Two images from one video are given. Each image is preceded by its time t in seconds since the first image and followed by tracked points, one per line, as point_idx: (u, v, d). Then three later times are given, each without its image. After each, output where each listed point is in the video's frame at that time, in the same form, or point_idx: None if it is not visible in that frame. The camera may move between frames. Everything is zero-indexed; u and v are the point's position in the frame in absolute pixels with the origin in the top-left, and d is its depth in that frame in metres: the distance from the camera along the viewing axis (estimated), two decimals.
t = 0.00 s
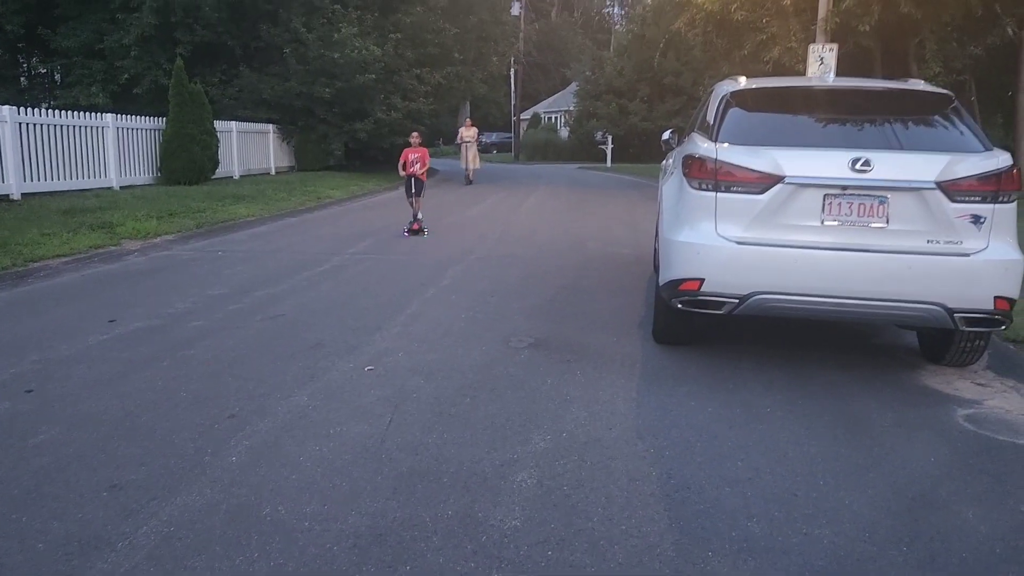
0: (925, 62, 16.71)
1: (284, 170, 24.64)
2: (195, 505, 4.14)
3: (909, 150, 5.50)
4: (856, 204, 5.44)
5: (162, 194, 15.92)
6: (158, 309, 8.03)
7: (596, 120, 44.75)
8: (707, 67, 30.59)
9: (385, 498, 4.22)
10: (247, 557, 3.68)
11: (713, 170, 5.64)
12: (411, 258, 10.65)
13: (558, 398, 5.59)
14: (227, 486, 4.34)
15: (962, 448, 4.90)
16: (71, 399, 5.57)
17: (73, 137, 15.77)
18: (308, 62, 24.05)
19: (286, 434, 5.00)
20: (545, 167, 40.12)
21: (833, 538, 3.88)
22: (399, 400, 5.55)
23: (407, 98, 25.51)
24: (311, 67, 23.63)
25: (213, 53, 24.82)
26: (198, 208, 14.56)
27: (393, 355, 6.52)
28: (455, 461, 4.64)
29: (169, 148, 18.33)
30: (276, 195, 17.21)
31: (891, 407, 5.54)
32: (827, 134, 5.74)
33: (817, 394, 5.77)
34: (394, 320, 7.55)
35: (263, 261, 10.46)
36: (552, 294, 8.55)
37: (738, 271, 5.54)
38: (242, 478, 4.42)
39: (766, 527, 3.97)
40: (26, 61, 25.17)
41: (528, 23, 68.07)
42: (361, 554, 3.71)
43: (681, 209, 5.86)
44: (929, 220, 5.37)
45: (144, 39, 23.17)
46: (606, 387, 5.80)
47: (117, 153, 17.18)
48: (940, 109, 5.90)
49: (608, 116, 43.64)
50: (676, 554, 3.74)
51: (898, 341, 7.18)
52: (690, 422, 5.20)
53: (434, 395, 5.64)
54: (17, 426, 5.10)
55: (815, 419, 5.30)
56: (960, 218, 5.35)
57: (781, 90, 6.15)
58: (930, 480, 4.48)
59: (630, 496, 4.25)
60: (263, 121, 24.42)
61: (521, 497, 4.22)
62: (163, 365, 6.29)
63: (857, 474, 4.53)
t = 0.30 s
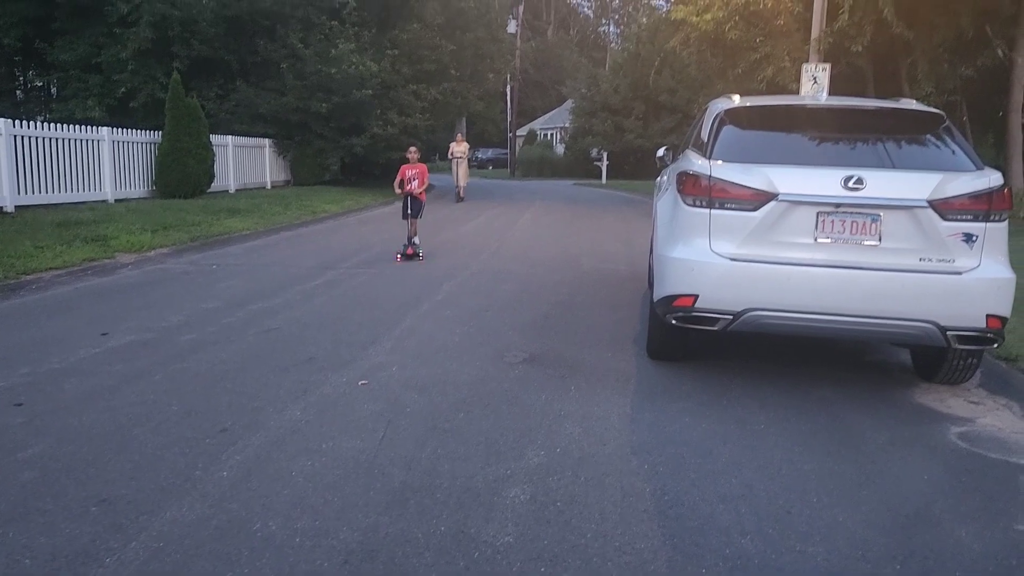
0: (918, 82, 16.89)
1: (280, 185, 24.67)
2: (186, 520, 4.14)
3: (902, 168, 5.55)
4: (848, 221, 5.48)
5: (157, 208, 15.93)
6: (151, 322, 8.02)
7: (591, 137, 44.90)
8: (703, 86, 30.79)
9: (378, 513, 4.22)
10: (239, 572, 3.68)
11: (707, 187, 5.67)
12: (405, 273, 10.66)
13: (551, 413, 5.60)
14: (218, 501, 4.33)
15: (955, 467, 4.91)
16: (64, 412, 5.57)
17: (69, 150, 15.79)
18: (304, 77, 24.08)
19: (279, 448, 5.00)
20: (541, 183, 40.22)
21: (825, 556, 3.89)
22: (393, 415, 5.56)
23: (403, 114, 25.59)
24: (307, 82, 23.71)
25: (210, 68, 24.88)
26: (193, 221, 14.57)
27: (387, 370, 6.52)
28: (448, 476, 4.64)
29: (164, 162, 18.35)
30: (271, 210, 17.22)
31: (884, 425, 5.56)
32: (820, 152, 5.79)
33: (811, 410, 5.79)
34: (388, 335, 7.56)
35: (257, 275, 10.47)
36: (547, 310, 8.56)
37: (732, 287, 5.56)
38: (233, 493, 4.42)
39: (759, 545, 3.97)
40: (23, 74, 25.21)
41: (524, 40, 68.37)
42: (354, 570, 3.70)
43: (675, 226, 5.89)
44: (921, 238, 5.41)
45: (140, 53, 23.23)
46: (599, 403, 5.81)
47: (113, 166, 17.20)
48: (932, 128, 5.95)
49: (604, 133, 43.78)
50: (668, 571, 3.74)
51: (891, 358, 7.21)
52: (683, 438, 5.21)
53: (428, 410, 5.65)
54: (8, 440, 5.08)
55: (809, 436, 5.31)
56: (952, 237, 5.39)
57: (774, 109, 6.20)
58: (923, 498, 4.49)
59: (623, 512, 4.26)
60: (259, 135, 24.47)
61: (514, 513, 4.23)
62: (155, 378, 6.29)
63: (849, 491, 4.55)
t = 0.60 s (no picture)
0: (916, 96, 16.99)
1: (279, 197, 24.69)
2: (182, 533, 4.12)
3: (900, 183, 5.55)
4: (847, 235, 5.48)
5: (157, 220, 15.95)
6: (149, 334, 8.01)
7: (590, 150, 44.99)
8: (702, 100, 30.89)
9: (376, 527, 4.20)
10: None
11: (706, 201, 5.68)
12: (404, 285, 10.65)
13: (550, 427, 5.59)
14: (215, 514, 4.31)
15: (955, 481, 4.90)
16: (61, 424, 5.55)
17: (69, 162, 15.81)
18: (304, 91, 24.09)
19: (277, 461, 4.98)
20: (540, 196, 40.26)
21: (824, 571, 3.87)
22: (391, 428, 5.54)
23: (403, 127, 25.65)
24: (307, 94, 23.69)
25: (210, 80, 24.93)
26: (192, 233, 14.58)
27: (385, 382, 6.51)
28: (447, 490, 4.62)
29: (164, 174, 18.38)
30: (270, 222, 17.23)
31: (883, 439, 5.55)
32: (818, 166, 5.80)
33: (810, 424, 5.78)
34: (386, 348, 7.55)
35: (256, 288, 10.46)
36: (545, 323, 8.55)
37: (731, 301, 5.56)
38: (230, 507, 4.40)
39: (757, 560, 3.96)
40: (24, 86, 25.27)
41: (524, 53, 68.60)
42: None
43: (674, 239, 5.89)
44: (920, 252, 5.41)
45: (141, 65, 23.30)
46: (599, 417, 5.79)
47: (113, 178, 17.22)
48: (931, 143, 5.97)
49: (603, 146, 43.85)
50: None
51: (890, 372, 7.20)
52: (683, 453, 5.19)
53: (426, 423, 5.63)
54: (5, 452, 5.07)
55: (808, 450, 5.30)
56: (951, 251, 5.39)
57: (773, 123, 6.22)
58: (923, 513, 4.48)
59: (622, 527, 4.24)
60: (259, 148, 24.37)
61: (512, 527, 4.21)
62: (153, 390, 6.27)
63: (849, 506, 4.53)
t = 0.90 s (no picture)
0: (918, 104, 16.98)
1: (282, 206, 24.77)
2: (184, 541, 4.12)
3: (903, 190, 5.55)
4: (850, 242, 5.48)
5: (161, 229, 15.98)
6: (152, 342, 8.02)
7: (593, 158, 45.03)
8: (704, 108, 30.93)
9: (378, 536, 4.19)
10: None
11: (708, 208, 5.68)
12: (406, 293, 10.66)
13: (552, 435, 5.58)
14: (216, 523, 4.31)
15: (959, 490, 4.88)
16: (63, 432, 5.56)
17: (73, 171, 15.87)
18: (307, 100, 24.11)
19: (279, 469, 4.98)
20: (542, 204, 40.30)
21: None
22: (392, 436, 5.54)
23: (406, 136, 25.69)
24: (310, 103, 23.74)
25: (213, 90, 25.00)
26: (196, 242, 14.61)
27: (387, 391, 6.51)
28: (449, 498, 4.61)
29: (167, 183, 18.42)
30: (273, 230, 17.25)
31: (887, 447, 5.53)
32: (821, 173, 5.80)
33: (813, 433, 5.76)
34: (388, 356, 7.55)
35: (258, 296, 10.47)
36: (548, 331, 8.55)
37: (733, 308, 5.55)
38: (232, 515, 4.40)
39: (761, 568, 3.94)
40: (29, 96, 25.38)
41: (526, 62, 68.74)
42: None
43: (676, 246, 5.89)
44: (922, 259, 5.41)
45: (146, 75, 23.39)
46: (600, 425, 5.79)
47: (117, 187, 17.27)
48: (933, 151, 5.97)
49: (605, 154, 43.89)
50: None
51: (894, 380, 7.18)
52: (685, 461, 5.18)
53: (429, 431, 5.63)
54: (8, 460, 5.07)
55: (812, 458, 5.28)
56: (954, 258, 5.39)
57: (774, 130, 6.23)
58: (927, 521, 4.46)
59: (624, 534, 4.23)
60: (262, 156, 24.39)
61: (514, 536, 4.20)
62: (156, 399, 6.28)
63: (852, 515, 4.52)
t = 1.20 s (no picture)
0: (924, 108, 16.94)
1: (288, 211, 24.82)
2: (190, 546, 4.12)
3: (909, 195, 5.54)
4: (856, 247, 5.47)
5: (168, 234, 16.03)
6: (158, 348, 8.04)
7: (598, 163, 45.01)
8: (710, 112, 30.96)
9: (383, 540, 4.20)
10: None
11: (713, 213, 5.68)
12: (412, 298, 10.67)
13: (557, 439, 5.58)
14: (223, 528, 4.31)
15: (967, 495, 4.86)
16: (71, 437, 5.58)
17: (80, 177, 15.93)
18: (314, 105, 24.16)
19: (285, 474, 4.99)
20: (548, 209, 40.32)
21: None
22: (398, 441, 5.55)
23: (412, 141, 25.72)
24: (316, 109, 23.80)
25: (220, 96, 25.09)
26: (203, 247, 14.65)
27: (393, 396, 6.51)
28: (454, 503, 4.62)
29: (174, 188, 18.48)
30: (279, 235, 17.30)
31: (893, 452, 5.51)
32: (826, 178, 5.79)
33: (820, 437, 5.75)
34: (393, 361, 7.55)
35: (265, 301, 10.49)
36: (553, 336, 8.54)
37: (739, 313, 5.55)
38: (238, 519, 4.41)
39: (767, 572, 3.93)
40: (37, 103, 25.52)
41: (532, 67, 68.85)
42: None
43: (681, 251, 5.89)
44: (928, 263, 5.40)
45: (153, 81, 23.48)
46: (606, 430, 5.78)
47: (124, 193, 17.34)
48: (939, 155, 5.95)
49: (611, 159, 43.87)
50: None
51: (900, 384, 7.16)
52: (691, 466, 5.17)
53: (435, 435, 5.64)
54: (16, 465, 5.09)
55: (818, 463, 5.27)
56: (960, 262, 5.37)
57: (779, 135, 6.22)
58: (934, 526, 4.45)
59: (630, 539, 4.23)
60: (269, 162, 24.44)
61: (520, 541, 4.20)
62: (163, 403, 6.30)
63: (858, 520, 4.50)
